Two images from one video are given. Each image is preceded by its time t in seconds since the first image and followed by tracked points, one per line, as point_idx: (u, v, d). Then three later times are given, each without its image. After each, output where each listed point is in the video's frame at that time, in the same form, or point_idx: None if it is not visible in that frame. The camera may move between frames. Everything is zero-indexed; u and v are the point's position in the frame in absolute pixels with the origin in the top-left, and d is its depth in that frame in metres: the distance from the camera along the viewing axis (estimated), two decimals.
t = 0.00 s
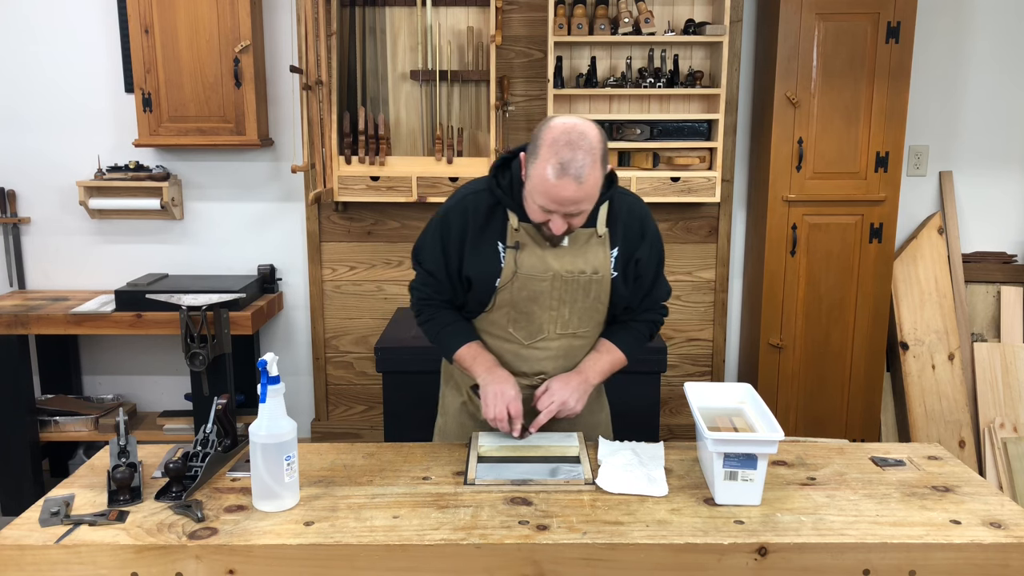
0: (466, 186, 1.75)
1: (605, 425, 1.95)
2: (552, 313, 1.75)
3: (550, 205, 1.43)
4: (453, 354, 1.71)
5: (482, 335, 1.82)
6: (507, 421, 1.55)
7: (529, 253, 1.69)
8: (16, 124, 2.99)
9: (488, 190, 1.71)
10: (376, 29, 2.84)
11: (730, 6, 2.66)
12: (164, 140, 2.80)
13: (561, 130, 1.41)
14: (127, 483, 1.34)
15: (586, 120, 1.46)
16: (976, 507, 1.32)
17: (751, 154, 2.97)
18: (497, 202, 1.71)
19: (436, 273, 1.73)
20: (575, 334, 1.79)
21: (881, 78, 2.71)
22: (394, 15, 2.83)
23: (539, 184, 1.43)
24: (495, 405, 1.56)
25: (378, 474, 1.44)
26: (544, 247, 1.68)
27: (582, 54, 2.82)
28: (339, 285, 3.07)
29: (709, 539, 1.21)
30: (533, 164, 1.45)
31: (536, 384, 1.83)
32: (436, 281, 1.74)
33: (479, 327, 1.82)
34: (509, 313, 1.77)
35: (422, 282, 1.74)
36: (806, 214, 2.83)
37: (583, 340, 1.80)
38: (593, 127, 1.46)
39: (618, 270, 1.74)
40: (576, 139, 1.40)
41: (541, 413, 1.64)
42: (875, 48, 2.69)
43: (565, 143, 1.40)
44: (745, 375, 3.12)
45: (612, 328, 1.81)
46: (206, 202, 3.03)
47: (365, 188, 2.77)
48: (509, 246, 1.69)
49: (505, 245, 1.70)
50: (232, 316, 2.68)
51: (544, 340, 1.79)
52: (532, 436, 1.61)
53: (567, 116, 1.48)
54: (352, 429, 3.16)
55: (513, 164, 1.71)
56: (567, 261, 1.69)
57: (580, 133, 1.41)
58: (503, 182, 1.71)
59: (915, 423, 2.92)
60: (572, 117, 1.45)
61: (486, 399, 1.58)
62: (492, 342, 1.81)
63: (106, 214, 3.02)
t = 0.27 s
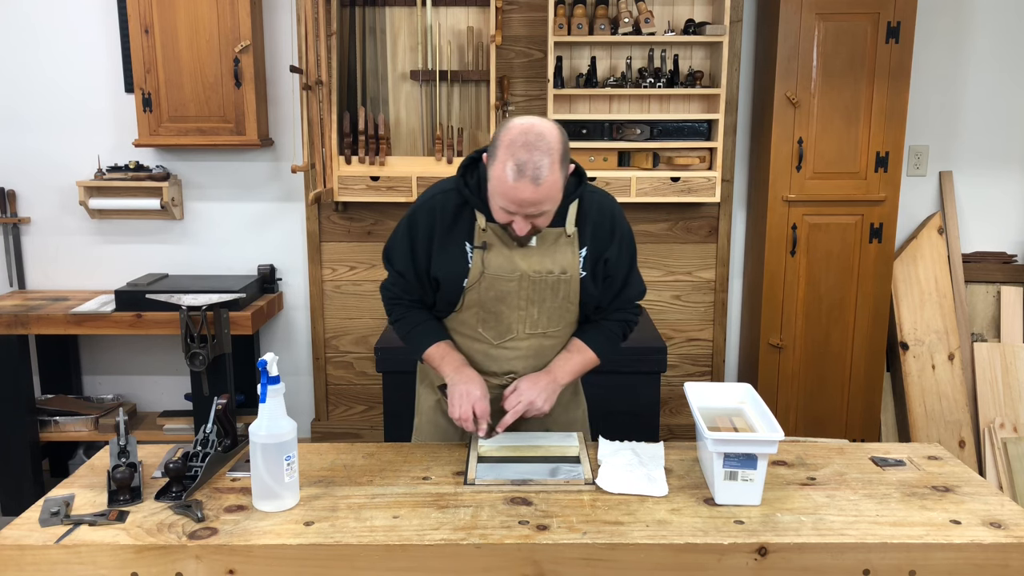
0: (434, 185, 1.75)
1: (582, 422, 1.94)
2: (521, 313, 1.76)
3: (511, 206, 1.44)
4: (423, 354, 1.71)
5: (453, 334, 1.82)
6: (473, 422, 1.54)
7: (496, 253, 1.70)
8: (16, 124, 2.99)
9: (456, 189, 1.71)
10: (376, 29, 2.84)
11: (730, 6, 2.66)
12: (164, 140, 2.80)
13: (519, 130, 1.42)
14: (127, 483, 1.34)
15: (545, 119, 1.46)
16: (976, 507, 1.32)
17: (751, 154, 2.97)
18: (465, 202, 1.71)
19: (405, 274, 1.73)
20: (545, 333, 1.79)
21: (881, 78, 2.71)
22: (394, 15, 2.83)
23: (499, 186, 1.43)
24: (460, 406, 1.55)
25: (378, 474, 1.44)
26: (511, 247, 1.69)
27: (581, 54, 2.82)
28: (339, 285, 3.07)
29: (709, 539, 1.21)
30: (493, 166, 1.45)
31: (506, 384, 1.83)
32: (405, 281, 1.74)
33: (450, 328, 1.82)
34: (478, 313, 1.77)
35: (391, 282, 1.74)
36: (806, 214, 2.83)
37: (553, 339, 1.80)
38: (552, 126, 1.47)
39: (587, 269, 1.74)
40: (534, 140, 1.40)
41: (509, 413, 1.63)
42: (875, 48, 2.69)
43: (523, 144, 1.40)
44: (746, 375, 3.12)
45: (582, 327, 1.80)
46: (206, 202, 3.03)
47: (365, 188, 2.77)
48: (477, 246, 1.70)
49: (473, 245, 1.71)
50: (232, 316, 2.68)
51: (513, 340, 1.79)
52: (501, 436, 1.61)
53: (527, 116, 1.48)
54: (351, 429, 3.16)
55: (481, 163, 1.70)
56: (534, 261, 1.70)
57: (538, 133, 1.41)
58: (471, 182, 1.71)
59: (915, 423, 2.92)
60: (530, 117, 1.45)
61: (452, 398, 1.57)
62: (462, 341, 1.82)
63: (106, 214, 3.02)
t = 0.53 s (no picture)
0: (432, 185, 1.76)
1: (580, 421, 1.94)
2: (518, 312, 1.76)
3: (506, 205, 1.44)
4: (420, 354, 1.71)
5: (450, 334, 1.82)
6: (470, 422, 1.54)
7: (494, 252, 1.70)
8: (16, 124, 2.99)
9: (453, 190, 1.72)
10: (376, 29, 2.84)
11: (730, 6, 2.66)
12: (164, 140, 2.80)
13: (514, 129, 1.42)
14: (127, 483, 1.34)
15: (539, 119, 1.46)
16: (976, 507, 1.32)
17: (752, 154, 2.97)
18: (462, 201, 1.71)
19: (402, 273, 1.74)
20: (542, 333, 1.78)
21: (881, 78, 2.71)
22: (394, 15, 2.83)
23: (494, 185, 1.43)
24: (458, 406, 1.55)
25: (378, 474, 1.44)
26: (508, 246, 1.69)
27: (582, 54, 2.82)
28: (339, 285, 3.07)
29: (709, 539, 1.21)
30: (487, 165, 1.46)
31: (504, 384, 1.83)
32: (402, 281, 1.75)
33: (447, 327, 1.82)
34: (475, 312, 1.77)
35: (388, 281, 1.75)
36: (806, 214, 2.83)
37: (551, 339, 1.79)
38: (546, 125, 1.47)
39: (584, 268, 1.75)
40: (528, 139, 1.41)
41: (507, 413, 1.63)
42: (875, 48, 2.69)
43: (517, 143, 1.40)
44: (746, 375, 3.12)
45: (580, 327, 1.81)
46: (206, 202, 3.03)
47: (365, 188, 2.77)
48: (474, 245, 1.70)
49: (470, 245, 1.71)
50: (232, 316, 2.68)
51: (511, 339, 1.79)
52: (499, 436, 1.61)
53: (521, 116, 1.48)
54: (351, 429, 3.16)
55: (478, 163, 1.72)
56: (532, 260, 1.70)
57: (532, 132, 1.42)
58: (467, 182, 1.72)
59: (915, 423, 2.92)
60: (524, 116, 1.46)
61: (450, 398, 1.58)
62: (460, 341, 1.81)
63: (106, 214, 3.02)
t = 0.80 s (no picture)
0: (459, 186, 1.76)
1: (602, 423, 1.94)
2: (545, 313, 1.76)
3: (539, 205, 1.44)
4: (446, 354, 1.71)
5: (477, 334, 1.82)
6: (498, 421, 1.55)
7: (521, 253, 1.70)
8: (16, 124, 2.99)
9: (480, 190, 1.72)
10: (376, 29, 2.84)
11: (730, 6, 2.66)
12: (164, 140, 2.80)
13: (547, 130, 1.42)
14: (127, 483, 1.34)
15: (572, 119, 1.46)
16: (976, 507, 1.32)
17: (751, 154, 2.97)
18: (489, 201, 1.72)
19: (428, 273, 1.73)
20: (569, 333, 1.79)
21: (881, 78, 2.71)
22: (394, 15, 2.83)
23: (527, 185, 1.43)
24: (486, 405, 1.56)
25: (378, 474, 1.44)
26: (536, 246, 1.69)
27: (582, 54, 2.81)
28: (339, 285, 3.07)
29: (709, 539, 1.21)
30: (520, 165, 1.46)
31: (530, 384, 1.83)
32: (428, 281, 1.74)
33: (473, 327, 1.82)
34: (502, 312, 1.77)
35: (414, 282, 1.75)
36: (806, 214, 2.83)
37: (577, 339, 1.80)
38: (579, 126, 1.47)
39: (611, 269, 1.75)
40: (562, 139, 1.41)
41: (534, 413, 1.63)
42: (875, 48, 2.69)
43: (551, 142, 1.40)
44: (745, 374, 3.12)
45: (606, 328, 1.81)
46: (206, 202, 3.03)
47: (365, 188, 2.77)
48: (502, 245, 1.70)
49: (498, 245, 1.71)
50: (232, 316, 2.68)
51: (537, 340, 1.79)
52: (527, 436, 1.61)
53: (553, 116, 1.48)
54: (351, 429, 3.16)
55: (505, 164, 1.72)
56: (559, 260, 1.70)
57: (566, 132, 1.42)
58: (495, 182, 1.72)
59: (915, 423, 2.92)
60: (557, 117, 1.46)
61: (477, 398, 1.58)
62: (486, 341, 1.82)
63: (106, 214, 3.02)
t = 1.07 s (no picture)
0: (487, 187, 1.76)
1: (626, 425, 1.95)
2: (575, 314, 1.75)
3: (574, 207, 1.44)
4: (475, 355, 1.71)
5: (505, 335, 1.82)
6: (532, 421, 1.55)
7: (552, 254, 1.69)
8: (16, 124, 2.99)
9: (510, 191, 1.72)
10: (376, 29, 2.84)
11: (730, 6, 2.66)
12: (164, 140, 2.80)
13: (584, 132, 1.42)
14: (127, 483, 1.34)
15: (608, 121, 1.47)
16: (976, 507, 1.32)
17: (751, 154, 2.97)
18: (519, 202, 1.72)
19: (457, 275, 1.74)
20: (598, 334, 1.79)
21: (882, 78, 2.71)
22: (394, 15, 2.83)
23: (563, 186, 1.44)
24: (520, 406, 1.56)
25: (378, 474, 1.44)
26: (566, 247, 1.69)
27: (581, 54, 2.82)
28: (339, 285, 3.07)
29: (709, 539, 1.21)
30: (556, 166, 1.46)
31: (559, 386, 1.83)
32: (458, 283, 1.75)
33: (502, 328, 1.82)
34: (531, 314, 1.77)
35: (444, 283, 1.75)
36: (806, 214, 2.83)
37: (606, 340, 1.80)
38: (615, 127, 1.47)
39: (640, 270, 1.76)
40: (599, 141, 1.41)
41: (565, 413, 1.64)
42: (875, 48, 2.69)
43: (588, 144, 1.41)
44: (745, 374, 3.12)
45: (634, 329, 1.82)
46: (206, 202, 3.03)
47: (364, 188, 2.77)
48: (532, 247, 1.69)
49: (528, 246, 1.71)
50: (232, 316, 2.68)
51: (566, 341, 1.79)
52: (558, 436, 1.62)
53: (589, 118, 1.48)
54: (351, 429, 3.16)
55: (534, 166, 1.72)
56: (589, 261, 1.69)
57: (602, 134, 1.42)
58: (525, 183, 1.72)
59: (915, 423, 2.92)
60: (593, 119, 1.46)
61: (511, 398, 1.58)
62: (514, 342, 1.82)
63: (106, 214, 3.02)
